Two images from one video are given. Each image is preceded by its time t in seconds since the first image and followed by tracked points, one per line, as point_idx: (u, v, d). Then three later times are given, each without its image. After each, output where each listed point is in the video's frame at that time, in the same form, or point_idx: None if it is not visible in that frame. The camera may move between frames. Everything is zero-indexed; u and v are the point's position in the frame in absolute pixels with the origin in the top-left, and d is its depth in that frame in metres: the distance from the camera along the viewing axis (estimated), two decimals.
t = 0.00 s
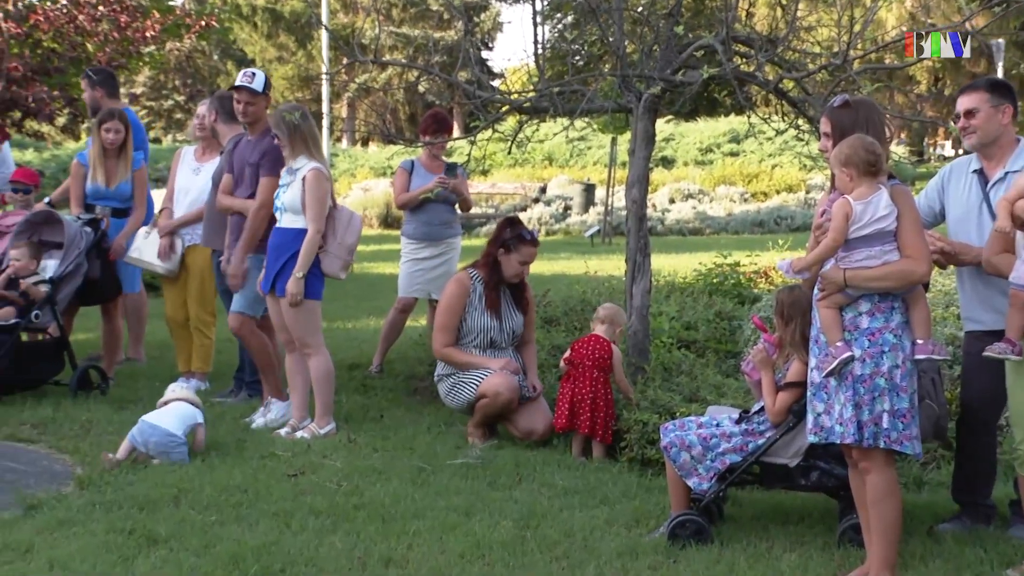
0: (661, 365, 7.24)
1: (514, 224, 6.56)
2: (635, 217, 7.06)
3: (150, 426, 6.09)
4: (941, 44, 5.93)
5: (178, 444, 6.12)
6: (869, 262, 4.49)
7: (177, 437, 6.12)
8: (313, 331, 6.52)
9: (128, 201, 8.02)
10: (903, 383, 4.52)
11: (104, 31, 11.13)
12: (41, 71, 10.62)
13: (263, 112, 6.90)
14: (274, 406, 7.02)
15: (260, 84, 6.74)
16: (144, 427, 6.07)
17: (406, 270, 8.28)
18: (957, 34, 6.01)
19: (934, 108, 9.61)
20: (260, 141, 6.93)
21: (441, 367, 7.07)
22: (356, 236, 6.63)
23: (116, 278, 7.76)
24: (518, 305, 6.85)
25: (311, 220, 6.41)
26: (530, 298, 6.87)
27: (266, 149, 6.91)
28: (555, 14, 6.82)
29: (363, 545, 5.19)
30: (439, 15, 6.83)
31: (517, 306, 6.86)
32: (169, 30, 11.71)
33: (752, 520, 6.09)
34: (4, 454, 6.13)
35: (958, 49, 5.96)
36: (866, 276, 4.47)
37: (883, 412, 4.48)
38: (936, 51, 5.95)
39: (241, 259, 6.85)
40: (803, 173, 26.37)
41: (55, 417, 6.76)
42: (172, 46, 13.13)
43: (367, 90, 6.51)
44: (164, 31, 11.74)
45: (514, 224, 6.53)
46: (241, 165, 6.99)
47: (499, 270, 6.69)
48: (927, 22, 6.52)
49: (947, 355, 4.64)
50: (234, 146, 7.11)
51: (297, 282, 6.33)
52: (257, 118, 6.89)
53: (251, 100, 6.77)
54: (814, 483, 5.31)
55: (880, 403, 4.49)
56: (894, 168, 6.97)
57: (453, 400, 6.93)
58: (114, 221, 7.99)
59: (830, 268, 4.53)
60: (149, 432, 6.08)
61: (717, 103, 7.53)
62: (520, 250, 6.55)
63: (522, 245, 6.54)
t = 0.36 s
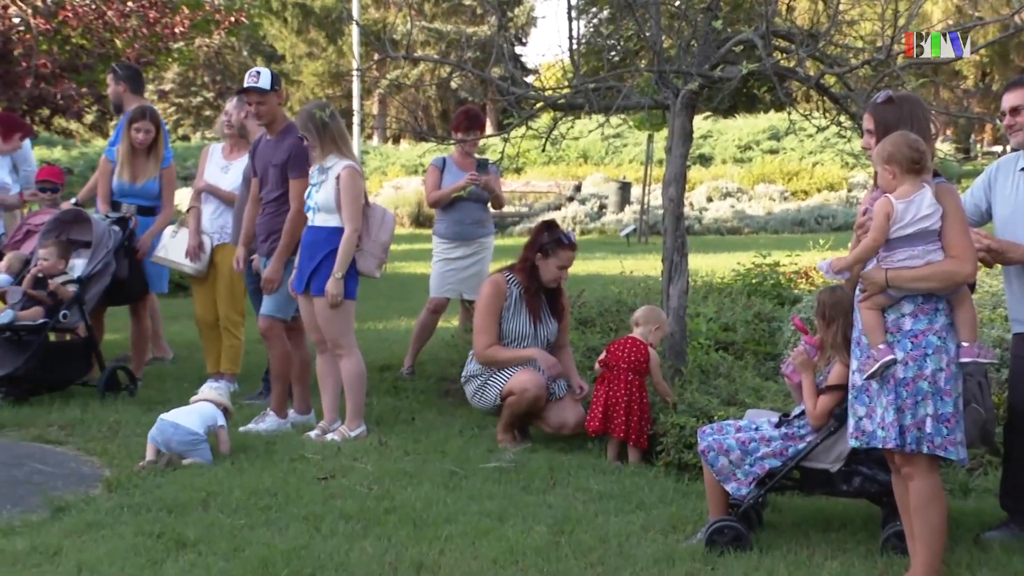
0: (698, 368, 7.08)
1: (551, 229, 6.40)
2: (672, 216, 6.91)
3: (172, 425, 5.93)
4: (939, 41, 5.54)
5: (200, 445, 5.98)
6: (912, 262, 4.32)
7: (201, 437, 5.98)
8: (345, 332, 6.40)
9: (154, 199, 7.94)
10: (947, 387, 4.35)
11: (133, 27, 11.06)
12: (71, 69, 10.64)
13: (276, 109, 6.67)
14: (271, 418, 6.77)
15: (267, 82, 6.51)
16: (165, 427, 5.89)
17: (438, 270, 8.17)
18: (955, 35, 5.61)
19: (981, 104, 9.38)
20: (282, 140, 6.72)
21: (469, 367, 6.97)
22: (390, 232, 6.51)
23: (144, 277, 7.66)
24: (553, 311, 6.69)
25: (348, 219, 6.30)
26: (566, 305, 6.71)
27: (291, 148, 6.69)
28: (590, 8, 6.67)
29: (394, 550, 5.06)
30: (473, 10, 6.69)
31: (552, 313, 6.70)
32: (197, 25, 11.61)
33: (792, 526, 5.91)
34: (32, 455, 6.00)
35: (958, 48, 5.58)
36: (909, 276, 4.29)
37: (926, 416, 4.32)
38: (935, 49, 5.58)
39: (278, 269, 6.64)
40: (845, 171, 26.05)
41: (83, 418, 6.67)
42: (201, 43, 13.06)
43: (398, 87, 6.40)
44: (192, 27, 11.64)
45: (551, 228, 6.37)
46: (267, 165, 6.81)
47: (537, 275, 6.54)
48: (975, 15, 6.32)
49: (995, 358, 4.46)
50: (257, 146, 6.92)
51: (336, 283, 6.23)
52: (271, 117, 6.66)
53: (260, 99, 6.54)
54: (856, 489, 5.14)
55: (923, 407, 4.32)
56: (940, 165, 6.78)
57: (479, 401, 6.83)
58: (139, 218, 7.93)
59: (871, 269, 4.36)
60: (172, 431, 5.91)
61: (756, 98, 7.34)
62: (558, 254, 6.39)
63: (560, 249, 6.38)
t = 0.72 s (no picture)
0: (738, 370, 6.93)
1: (588, 229, 6.28)
2: (712, 215, 6.77)
3: (199, 393, 5.69)
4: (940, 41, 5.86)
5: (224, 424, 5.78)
6: (959, 263, 4.17)
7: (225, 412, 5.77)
8: (380, 333, 6.30)
9: (177, 202, 7.86)
10: (995, 391, 4.17)
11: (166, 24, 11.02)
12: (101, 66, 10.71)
13: (301, 110, 6.44)
14: (302, 423, 6.62)
15: (291, 83, 6.31)
16: (195, 393, 5.65)
17: (473, 270, 8.08)
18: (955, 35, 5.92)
19: None
20: (303, 141, 6.50)
21: (504, 368, 6.82)
22: (426, 231, 6.34)
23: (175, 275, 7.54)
24: (590, 313, 6.56)
25: (382, 218, 6.20)
26: (602, 307, 6.58)
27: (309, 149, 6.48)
28: (629, 4, 6.55)
29: (428, 554, 4.94)
30: (509, 5, 6.58)
31: (589, 316, 6.57)
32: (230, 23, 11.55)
33: (835, 532, 5.75)
34: (64, 456, 5.88)
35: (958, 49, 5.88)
36: (956, 277, 4.13)
37: (973, 421, 4.14)
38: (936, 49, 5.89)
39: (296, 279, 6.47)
40: (889, 168, 25.74)
41: (115, 420, 6.60)
42: (235, 40, 13.01)
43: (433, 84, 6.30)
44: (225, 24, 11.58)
45: (587, 229, 6.25)
46: (289, 164, 6.64)
47: (574, 276, 6.42)
48: None
49: None
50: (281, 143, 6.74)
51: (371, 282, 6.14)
52: (295, 117, 6.44)
53: (283, 101, 6.35)
54: (901, 494, 4.92)
55: (969, 411, 4.15)
56: (989, 163, 6.60)
57: (514, 403, 6.69)
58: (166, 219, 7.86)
59: (916, 269, 4.21)
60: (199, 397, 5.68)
61: (799, 95, 7.20)
62: (595, 255, 6.26)
63: (597, 250, 6.25)
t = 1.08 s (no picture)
0: (790, 374, 6.77)
1: (636, 229, 6.15)
2: (763, 214, 6.61)
3: (237, 415, 5.62)
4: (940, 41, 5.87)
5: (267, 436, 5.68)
6: (1018, 264, 3.98)
7: (267, 423, 5.66)
8: (424, 334, 6.21)
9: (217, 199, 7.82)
10: None
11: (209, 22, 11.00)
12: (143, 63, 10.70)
13: (342, 112, 6.18)
14: (345, 425, 6.53)
15: (332, 87, 6.04)
16: (230, 419, 5.59)
17: (517, 268, 7.98)
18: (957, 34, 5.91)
19: None
20: (340, 144, 6.21)
21: (552, 371, 6.72)
22: (469, 228, 6.41)
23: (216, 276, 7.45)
24: (639, 317, 6.45)
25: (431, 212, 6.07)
26: (651, 309, 6.45)
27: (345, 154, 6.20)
28: None
29: (473, 560, 4.83)
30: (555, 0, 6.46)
31: (638, 318, 6.45)
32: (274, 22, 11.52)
33: (891, 540, 5.58)
34: (106, 457, 5.80)
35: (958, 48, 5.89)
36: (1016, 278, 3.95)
37: None
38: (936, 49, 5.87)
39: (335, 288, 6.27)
40: (945, 167, 25.32)
41: (157, 421, 6.55)
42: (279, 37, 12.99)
43: (478, 81, 6.20)
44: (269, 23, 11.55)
45: (636, 229, 6.12)
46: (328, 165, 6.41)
47: (622, 278, 6.29)
48: None
49: None
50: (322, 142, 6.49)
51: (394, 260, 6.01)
52: (335, 119, 6.18)
53: (324, 104, 6.09)
54: (959, 502, 4.75)
55: None
56: None
57: (562, 409, 6.59)
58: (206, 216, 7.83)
59: (974, 270, 4.03)
60: (231, 420, 5.61)
61: (853, 90, 7.02)
62: (644, 257, 6.12)
63: (646, 251, 6.12)
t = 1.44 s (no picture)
0: (841, 377, 6.61)
1: (685, 229, 6.02)
2: (814, 214, 6.46)
3: (254, 425, 5.41)
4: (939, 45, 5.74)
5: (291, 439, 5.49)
6: None
7: (289, 427, 5.47)
8: (467, 335, 6.11)
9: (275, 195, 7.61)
10: None
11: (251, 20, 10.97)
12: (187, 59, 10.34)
13: (376, 108, 6.11)
14: (386, 428, 6.44)
15: (368, 82, 5.99)
16: (250, 430, 5.39)
17: (557, 267, 7.85)
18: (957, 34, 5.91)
19: None
20: (377, 141, 6.14)
21: (597, 374, 6.61)
22: (513, 226, 6.33)
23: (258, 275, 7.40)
24: (687, 318, 6.33)
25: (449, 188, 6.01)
26: (700, 310, 6.33)
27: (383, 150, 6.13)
28: None
29: (517, 566, 4.72)
30: None
31: (686, 320, 6.34)
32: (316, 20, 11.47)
33: (946, 548, 5.41)
34: (146, 459, 5.74)
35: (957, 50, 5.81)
36: None
37: None
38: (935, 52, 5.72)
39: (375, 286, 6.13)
40: (1002, 166, 24.90)
41: (196, 423, 6.50)
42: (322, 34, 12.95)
43: (522, 77, 6.09)
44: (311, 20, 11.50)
45: (685, 229, 5.99)
46: (360, 163, 6.28)
47: (671, 279, 6.17)
48: None
49: None
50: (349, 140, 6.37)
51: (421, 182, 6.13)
52: (370, 115, 6.11)
53: (360, 99, 6.01)
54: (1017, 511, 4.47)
55: None
56: None
57: (608, 413, 6.49)
58: (258, 215, 7.59)
59: None
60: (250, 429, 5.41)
61: (907, 87, 6.85)
62: (693, 258, 6.00)
63: (695, 252, 5.99)
